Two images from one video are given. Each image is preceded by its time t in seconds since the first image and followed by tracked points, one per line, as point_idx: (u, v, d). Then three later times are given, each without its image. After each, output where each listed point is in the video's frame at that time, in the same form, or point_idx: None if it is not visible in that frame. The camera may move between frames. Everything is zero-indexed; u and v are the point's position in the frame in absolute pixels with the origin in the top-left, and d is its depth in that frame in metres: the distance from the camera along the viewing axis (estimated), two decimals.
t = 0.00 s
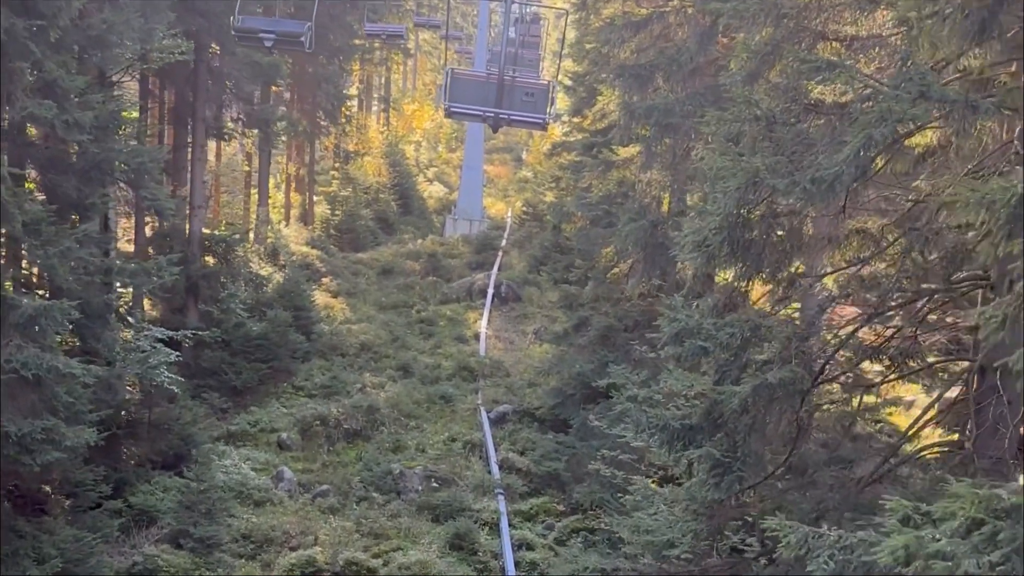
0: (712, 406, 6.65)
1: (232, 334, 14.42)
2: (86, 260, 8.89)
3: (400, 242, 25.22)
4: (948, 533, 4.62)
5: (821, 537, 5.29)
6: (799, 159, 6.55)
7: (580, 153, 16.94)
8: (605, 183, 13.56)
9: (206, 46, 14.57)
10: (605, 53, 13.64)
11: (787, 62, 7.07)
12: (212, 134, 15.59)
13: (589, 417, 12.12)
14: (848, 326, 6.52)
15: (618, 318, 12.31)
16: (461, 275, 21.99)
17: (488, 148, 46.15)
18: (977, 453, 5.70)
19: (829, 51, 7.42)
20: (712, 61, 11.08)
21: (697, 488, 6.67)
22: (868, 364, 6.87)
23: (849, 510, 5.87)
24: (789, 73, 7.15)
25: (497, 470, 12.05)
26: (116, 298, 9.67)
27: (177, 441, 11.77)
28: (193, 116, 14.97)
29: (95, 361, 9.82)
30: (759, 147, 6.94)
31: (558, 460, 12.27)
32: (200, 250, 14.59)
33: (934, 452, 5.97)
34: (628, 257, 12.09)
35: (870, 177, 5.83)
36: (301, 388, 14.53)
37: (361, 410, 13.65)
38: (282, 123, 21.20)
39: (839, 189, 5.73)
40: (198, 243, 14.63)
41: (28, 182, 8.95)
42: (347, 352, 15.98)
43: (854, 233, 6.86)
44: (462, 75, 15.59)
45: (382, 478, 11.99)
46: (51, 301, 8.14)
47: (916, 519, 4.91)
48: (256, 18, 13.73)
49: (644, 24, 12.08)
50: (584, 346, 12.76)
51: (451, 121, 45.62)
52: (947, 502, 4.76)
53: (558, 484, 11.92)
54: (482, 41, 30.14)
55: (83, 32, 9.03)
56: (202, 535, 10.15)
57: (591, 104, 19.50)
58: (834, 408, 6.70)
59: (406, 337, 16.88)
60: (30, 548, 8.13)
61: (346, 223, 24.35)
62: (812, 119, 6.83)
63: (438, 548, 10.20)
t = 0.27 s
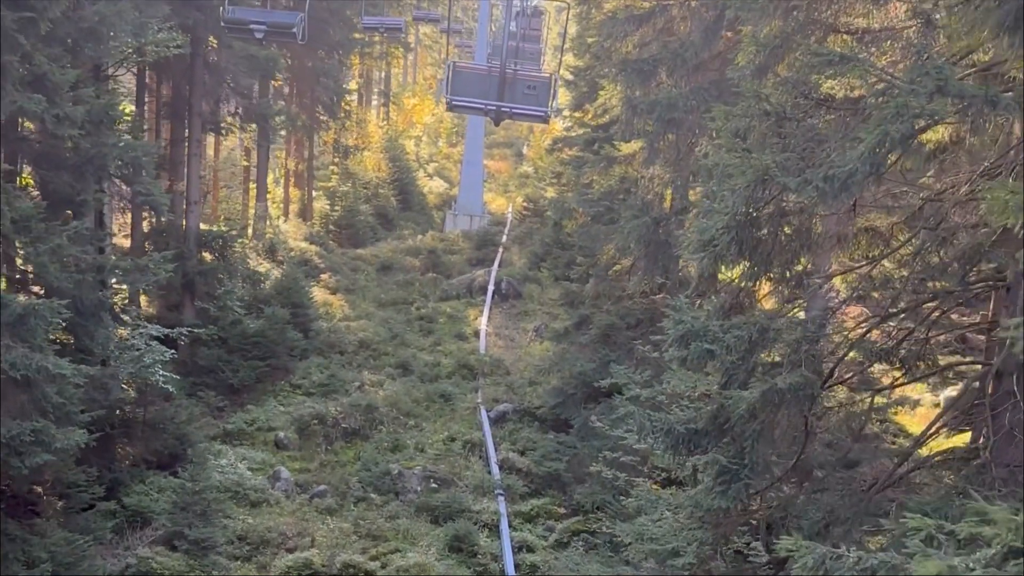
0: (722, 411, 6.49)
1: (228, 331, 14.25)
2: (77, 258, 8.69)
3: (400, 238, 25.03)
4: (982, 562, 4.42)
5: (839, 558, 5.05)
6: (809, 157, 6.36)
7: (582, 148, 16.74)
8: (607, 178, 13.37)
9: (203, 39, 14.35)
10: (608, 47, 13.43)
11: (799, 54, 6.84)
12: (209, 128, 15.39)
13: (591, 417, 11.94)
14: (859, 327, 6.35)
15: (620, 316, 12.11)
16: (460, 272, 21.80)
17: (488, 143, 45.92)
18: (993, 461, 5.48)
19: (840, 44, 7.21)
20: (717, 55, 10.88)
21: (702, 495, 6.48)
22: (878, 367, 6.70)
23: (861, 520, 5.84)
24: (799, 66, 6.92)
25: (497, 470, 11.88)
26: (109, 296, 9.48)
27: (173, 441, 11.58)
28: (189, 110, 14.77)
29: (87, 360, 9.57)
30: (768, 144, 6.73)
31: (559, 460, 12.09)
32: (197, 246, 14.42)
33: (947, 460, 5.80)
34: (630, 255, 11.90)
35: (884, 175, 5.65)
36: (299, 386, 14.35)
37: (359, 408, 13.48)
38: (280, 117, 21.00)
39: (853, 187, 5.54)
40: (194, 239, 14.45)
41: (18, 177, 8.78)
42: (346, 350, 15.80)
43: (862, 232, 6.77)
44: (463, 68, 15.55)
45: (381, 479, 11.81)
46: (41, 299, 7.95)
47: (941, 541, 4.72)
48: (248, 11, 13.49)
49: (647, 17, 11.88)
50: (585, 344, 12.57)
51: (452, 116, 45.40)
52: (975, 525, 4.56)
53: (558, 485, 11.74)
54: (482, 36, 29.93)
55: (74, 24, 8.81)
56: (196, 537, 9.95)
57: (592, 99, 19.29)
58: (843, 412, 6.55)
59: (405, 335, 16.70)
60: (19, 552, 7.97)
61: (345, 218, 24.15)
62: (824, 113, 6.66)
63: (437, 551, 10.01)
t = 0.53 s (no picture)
0: (727, 418, 6.33)
1: (224, 332, 14.08)
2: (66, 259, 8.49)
3: (398, 237, 24.83)
4: None
5: None
6: (819, 157, 6.19)
7: (582, 146, 16.56)
8: (607, 177, 13.18)
9: (197, 36, 14.15)
10: (608, 44, 13.25)
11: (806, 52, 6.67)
12: (205, 126, 15.19)
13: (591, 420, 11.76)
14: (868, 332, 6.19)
15: (621, 317, 11.90)
16: (459, 271, 21.60)
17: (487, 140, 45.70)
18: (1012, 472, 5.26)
19: (850, 39, 7.04)
20: (720, 53, 10.70)
21: (708, 507, 6.33)
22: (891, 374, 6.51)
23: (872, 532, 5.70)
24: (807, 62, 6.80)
25: (497, 474, 11.70)
26: (101, 297, 9.30)
27: (168, 444, 11.41)
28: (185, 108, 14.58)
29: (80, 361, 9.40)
30: (775, 143, 6.57)
31: (559, 463, 11.91)
32: (192, 245, 14.25)
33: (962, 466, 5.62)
34: (631, 255, 11.72)
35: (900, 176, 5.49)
36: (295, 387, 14.16)
37: (356, 411, 13.31)
38: (277, 115, 20.81)
39: (868, 189, 5.39)
40: (189, 238, 14.26)
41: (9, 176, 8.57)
42: (343, 350, 15.61)
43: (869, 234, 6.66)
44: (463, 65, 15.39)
45: (378, 482, 11.63)
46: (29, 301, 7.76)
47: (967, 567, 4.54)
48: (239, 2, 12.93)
49: (649, 14, 11.69)
50: (585, 346, 12.39)
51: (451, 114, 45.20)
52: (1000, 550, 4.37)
53: (558, 488, 11.56)
54: (481, 33, 29.73)
55: (63, 20, 8.59)
56: (190, 543, 9.76)
57: (592, 96, 19.11)
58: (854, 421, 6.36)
59: (403, 335, 16.51)
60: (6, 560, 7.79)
61: (343, 217, 23.95)
62: (832, 112, 6.52)
63: (434, 556, 9.80)
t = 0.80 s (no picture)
0: (736, 428, 6.19)
1: (219, 334, 13.92)
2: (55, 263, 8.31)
3: (395, 237, 24.64)
4: None
5: None
6: (830, 160, 6.08)
7: (581, 146, 16.39)
8: (607, 177, 13.02)
9: (191, 36, 13.97)
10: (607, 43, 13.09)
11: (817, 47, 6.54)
12: (199, 127, 15.02)
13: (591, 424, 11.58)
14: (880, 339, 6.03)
15: (621, 319, 11.67)
16: (458, 271, 21.42)
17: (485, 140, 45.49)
18: None
19: (859, 36, 6.91)
20: (721, 51, 10.54)
21: (713, 519, 6.14)
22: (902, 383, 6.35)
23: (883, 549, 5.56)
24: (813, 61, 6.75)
25: (495, 478, 11.55)
26: (93, 301, 9.13)
27: (160, 448, 11.27)
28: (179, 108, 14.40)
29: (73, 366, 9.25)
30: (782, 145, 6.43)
31: (558, 468, 11.74)
32: (186, 247, 14.10)
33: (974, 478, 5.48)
34: (631, 256, 11.56)
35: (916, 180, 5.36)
36: (291, 390, 13.99)
37: (353, 414, 13.14)
38: (273, 115, 20.64)
39: (882, 192, 5.26)
40: (183, 240, 14.09)
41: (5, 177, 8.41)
42: (340, 353, 15.41)
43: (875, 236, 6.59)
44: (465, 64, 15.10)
45: (375, 488, 11.46)
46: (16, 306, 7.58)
47: None
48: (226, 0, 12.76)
49: (648, 12, 11.53)
50: (585, 348, 12.22)
51: (448, 113, 45.01)
52: None
53: (558, 493, 11.38)
54: (479, 32, 29.55)
55: (52, 18, 8.36)
56: (183, 550, 9.52)
57: (591, 95, 18.94)
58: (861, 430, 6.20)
59: (400, 337, 16.34)
60: None
61: (339, 217, 23.76)
62: (841, 112, 6.45)
63: (432, 564, 9.61)
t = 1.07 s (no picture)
0: (745, 437, 6.03)
1: (213, 339, 13.69)
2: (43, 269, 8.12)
3: (392, 239, 24.46)
4: None
5: None
6: (846, 168, 5.97)
7: (579, 147, 16.22)
8: (606, 179, 12.85)
9: (184, 36, 13.79)
10: (605, 42, 12.95)
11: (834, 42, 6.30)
12: (194, 128, 14.83)
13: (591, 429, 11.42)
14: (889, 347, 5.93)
15: (621, 323, 11.50)
16: (455, 273, 21.24)
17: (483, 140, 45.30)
18: None
19: (869, 35, 6.72)
20: (722, 51, 10.39)
21: (720, 536, 5.94)
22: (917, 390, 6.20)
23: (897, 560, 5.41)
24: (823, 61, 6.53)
25: (494, 485, 11.39)
26: (85, 306, 8.96)
27: (154, 455, 11.12)
28: (173, 110, 14.22)
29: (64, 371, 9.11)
30: (791, 150, 6.38)
31: (558, 474, 11.57)
32: (180, 251, 13.95)
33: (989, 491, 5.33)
34: (631, 259, 11.40)
35: (932, 184, 5.24)
36: (287, 395, 13.81)
37: (349, 419, 12.98)
38: (269, 116, 20.46)
39: (896, 197, 5.13)
40: (177, 244, 13.94)
41: None
42: (336, 356, 15.25)
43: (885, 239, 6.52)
44: (465, 65, 14.93)
45: (372, 495, 11.29)
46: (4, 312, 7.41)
47: None
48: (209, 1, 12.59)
49: (648, 11, 11.38)
50: (584, 352, 12.06)
51: (446, 114, 44.85)
52: None
53: (558, 500, 11.22)
54: (476, 32, 29.38)
55: (40, 19, 8.17)
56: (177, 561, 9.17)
57: (590, 95, 18.79)
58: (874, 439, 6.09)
59: (397, 341, 16.16)
60: None
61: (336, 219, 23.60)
62: (852, 112, 6.25)
63: (430, 572, 9.46)
